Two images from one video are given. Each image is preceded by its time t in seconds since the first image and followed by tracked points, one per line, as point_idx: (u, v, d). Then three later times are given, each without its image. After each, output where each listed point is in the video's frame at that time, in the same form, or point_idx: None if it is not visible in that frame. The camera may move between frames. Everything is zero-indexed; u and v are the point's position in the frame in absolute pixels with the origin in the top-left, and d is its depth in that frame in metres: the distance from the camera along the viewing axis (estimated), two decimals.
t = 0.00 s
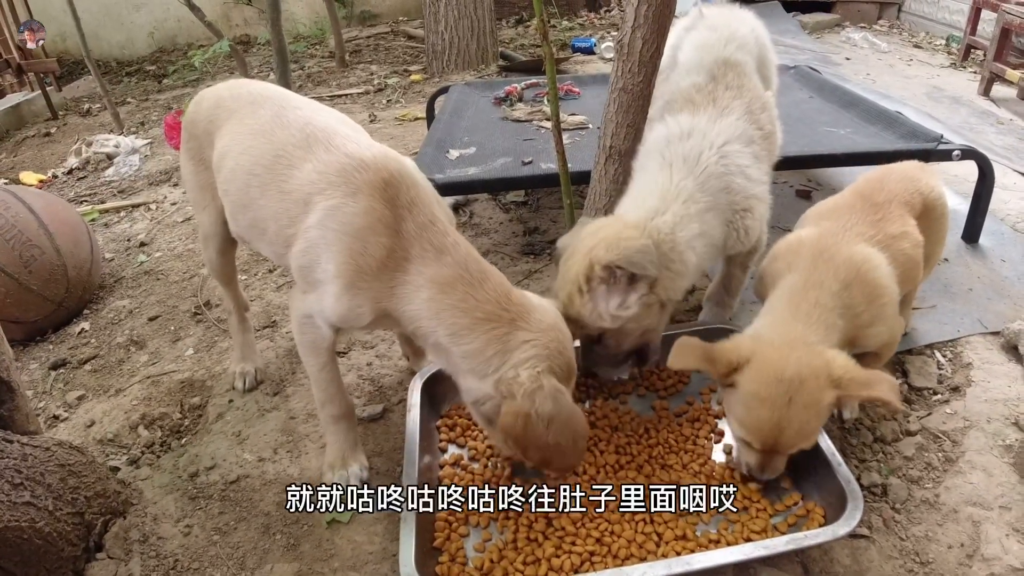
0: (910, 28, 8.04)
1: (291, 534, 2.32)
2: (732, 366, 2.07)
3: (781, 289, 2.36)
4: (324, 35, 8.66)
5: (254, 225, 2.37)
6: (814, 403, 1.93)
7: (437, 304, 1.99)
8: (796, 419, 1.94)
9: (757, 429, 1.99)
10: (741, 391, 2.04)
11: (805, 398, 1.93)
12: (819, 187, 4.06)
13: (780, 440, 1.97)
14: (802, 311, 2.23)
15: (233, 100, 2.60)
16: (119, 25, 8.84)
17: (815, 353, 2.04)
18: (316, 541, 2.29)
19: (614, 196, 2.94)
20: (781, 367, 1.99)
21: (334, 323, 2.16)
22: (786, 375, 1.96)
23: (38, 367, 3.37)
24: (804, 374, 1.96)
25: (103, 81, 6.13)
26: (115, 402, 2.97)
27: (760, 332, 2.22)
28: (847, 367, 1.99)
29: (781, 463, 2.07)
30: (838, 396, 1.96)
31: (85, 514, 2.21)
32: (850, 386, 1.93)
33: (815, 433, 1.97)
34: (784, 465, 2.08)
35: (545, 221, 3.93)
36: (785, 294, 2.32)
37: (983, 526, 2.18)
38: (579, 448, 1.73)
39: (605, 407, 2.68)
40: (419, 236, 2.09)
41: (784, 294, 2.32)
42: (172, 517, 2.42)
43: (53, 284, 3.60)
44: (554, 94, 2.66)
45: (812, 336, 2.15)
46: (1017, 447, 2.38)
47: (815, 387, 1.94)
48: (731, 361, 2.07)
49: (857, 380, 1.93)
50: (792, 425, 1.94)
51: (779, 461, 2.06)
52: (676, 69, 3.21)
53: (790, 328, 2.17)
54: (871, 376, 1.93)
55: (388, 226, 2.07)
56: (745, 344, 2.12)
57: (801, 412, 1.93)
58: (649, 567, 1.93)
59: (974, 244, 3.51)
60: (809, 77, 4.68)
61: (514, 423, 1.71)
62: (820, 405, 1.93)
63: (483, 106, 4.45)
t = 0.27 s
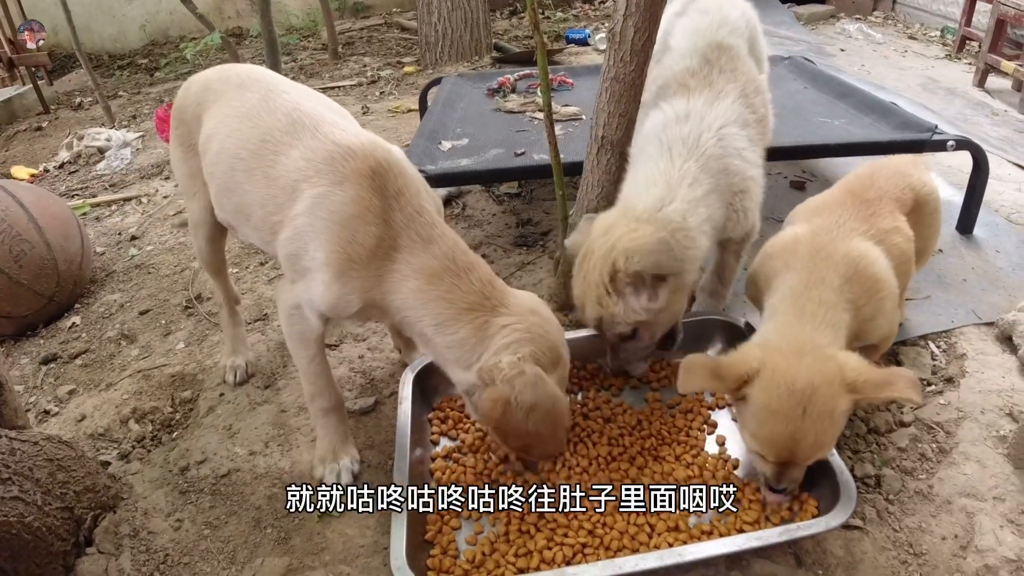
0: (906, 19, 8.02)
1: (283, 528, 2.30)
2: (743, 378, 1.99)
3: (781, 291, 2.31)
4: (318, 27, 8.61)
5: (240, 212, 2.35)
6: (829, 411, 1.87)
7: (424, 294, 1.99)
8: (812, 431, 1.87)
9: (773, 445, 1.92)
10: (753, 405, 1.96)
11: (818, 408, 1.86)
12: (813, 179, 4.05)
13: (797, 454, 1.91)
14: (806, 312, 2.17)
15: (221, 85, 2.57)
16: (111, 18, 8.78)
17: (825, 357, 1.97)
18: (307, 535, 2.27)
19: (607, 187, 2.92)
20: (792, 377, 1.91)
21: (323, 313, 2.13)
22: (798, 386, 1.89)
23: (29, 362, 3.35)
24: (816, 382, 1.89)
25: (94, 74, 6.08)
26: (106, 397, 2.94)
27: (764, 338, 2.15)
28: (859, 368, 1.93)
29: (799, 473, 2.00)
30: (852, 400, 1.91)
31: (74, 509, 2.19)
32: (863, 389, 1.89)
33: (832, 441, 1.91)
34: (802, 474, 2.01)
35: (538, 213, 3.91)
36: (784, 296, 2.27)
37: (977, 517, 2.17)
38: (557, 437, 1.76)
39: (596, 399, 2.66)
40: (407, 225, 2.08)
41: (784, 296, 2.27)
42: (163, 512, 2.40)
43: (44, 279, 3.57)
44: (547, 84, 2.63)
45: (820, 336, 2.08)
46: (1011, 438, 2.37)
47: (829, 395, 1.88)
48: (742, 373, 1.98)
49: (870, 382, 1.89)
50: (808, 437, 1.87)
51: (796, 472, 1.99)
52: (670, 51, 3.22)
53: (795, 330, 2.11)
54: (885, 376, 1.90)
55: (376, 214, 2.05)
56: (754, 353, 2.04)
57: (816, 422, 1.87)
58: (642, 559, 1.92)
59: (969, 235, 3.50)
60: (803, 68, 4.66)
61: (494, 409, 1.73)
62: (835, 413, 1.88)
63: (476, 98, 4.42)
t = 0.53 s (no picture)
0: (905, 13, 7.99)
1: (284, 525, 2.31)
2: (739, 366, 1.99)
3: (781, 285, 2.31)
4: (315, 23, 8.58)
5: (240, 208, 2.35)
6: (821, 400, 1.85)
7: (415, 292, 1.98)
8: (803, 419, 1.85)
9: (766, 432, 1.92)
10: (747, 393, 1.96)
11: (809, 398, 1.85)
12: (813, 173, 4.04)
13: (790, 443, 1.89)
14: (807, 304, 2.17)
15: (220, 83, 2.56)
16: (107, 15, 8.74)
17: (823, 348, 1.96)
18: (308, 532, 2.27)
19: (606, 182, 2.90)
20: (784, 365, 1.91)
21: (319, 310, 2.12)
22: (790, 373, 1.89)
23: (29, 360, 3.35)
24: (808, 373, 1.88)
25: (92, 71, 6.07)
26: (106, 394, 2.94)
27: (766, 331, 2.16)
28: (857, 357, 1.90)
29: (799, 467, 1.97)
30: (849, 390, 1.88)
31: (76, 507, 2.19)
32: (861, 377, 1.85)
33: (827, 432, 1.88)
34: (803, 468, 1.98)
35: (537, 208, 3.90)
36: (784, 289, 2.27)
37: (977, 510, 2.18)
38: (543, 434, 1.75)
39: (597, 395, 2.66)
40: (399, 222, 2.07)
41: (785, 290, 2.26)
42: (164, 509, 2.40)
43: (43, 277, 3.57)
44: (545, 79, 2.62)
45: (821, 328, 2.08)
46: (1011, 432, 2.37)
47: (822, 383, 1.86)
48: (739, 360, 1.99)
49: (868, 370, 1.84)
50: (800, 426, 1.86)
51: (795, 466, 1.96)
52: (671, 47, 3.22)
53: (794, 322, 2.12)
54: (884, 362, 1.84)
55: (368, 211, 2.05)
56: (753, 343, 2.04)
57: (808, 410, 1.85)
58: (643, 554, 1.92)
59: (968, 229, 3.50)
60: (801, 62, 4.65)
61: (479, 408, 1.73)
62: (828, 403, 1.85)
63: (475, 93, 4.41)
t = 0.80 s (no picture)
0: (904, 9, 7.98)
1: (283, 524, 2.30)
2: (742, 389, 1.96)
3: (801, 309, 2.24)
4: (313, 21, 8.56)
5: (237, 204, 2.33)
6: (823, 435, 1.81)
7: (412, 289, 1.99)
8: (803, 452, 1.82)
9: (762, 459, 1.90)
10: (747, 417, 1.93)
11: (810, 431, 1.81)
12: (812, 169, 4.03)
13: (785, 474, 1.87)
14: (826, 332, 2.11)
15: (217, 78, 2.55)
16: (105, 13, 8.73)
17: (833, 379, 1.90)
18: (307, 530, 2.27)
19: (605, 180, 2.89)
20: (788, 395, 1.87)
21: (316, 307, 2.11)
22: (793, 406, 1.84)
23: (27, 359, 3.34)
24: (814, 404, 1.83)
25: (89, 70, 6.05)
26: (105, 394, 2.94)
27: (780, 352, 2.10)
28: (868, 395, 1.84)
29: (795, 493, 1.94)
30: (853, 427, 1.83)
31: (74, 506, 2.19)
32: (867, 418, 1.80)
33: (828, 467, 1.84)
34: (798, 495, 1.95)
35: (536, 206, 3.90)
36: (806, 314, 2.20)
37: (977, 508, 2.17)
38: (530, 436, 1.75)
39: (596, 392, 2.66)
40: (396, 218, 2.06)
41: (803, 311, 2.21)
42: (163, 508, 2.39)
43: (42, 276, 3.56)
44: (543, 76, 2.62)
45: (838, 361, 2.03)
46: (1011, 429, 2.37)
47: (824, 418, 1.82)
48: (741, 384, 1.96)
49: (877, 412, 1.78)
50: (798, 458, 1.83)
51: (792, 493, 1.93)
52: (668, 43, 3.21)
53: (813, 350, 2.06)
54: (895, 408, 1.76)
55: (365, 206, 2.04)
56: (762, 364, 2.00)
57: (808, 443, 1.82)
58: (643, 552, 1.91)
59: (968, 226, 3.49)
60: (801, 59, 4.64)
61: (463, 403, 1.74)
62: (830, 439, 1.82)
63: (473, 90, 4.39)
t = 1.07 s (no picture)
0: (903, 8, 7.98)
1: (282, 523, 2.30)
2: (751, 383, 1.96)
3: (803, 311, 2.24)
4: (313, 20, 8.56)
5: (237, 203, 2.33)
6: (819, 429, 1.80)
7: (413, 288, 1.98)
8: (800, 447, 1.82)
9: (763, 456, 1.90)
10: (751, 412, 1.94)
11: (807, 425, 1.81)
12: (811, 169, 4.03)
13: (785, 471, 1.86)
14: (828, 331, 2.12)
15: (217, 79, 2.55)
16: (104, 12, 8.72)
17: (830, 375, 1.90)
18: (306, 530, 2.27)
19: (604, 179, 2.89)
20: (788, 389, 1.87)
21: (317, 306, 2.11)
22: (791, 400, 1.84)
23: (26, 359, 3.34)
24: (810, 398, 1.83)
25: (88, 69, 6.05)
26: (104, 393, 2.93)
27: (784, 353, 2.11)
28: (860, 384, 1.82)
29: (802, 497, 1.95)
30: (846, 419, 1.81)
31: (73, 506, 2.19)
32: (856, 400, 1.78)
33: (826, 463, 1.83)
34: (806, 498, 1.95)
35: (535, 205, 3.90)
36: (808, 316, 2.20)
37: (976, 507, 2.17)
38: (541, 426, 1.75)
39: (596, 392, 2.66)
40: (397, 218, 2.06)
41: (806, 314, 2.22)
42: (162, 507, 2.39)
43: (41, 276, 3.56)
44: (542, 75, 2.61)
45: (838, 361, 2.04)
46: (1010, 428, 2.37)
47: (821, 413, 1.81)
48: (751, 376, 1.95)
49: (863, 393, 1.77)
50: (795, 453, 1.83)
51: (797, 495, 1.94)
52: (667, 41, 3.21)
53: (813, 351, 2.06)
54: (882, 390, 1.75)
55: (366, 206, 2.04)
56: (765, 360, 2.00)
57: (803, 436, 1.81)
58: (642, 551, 1.91)
59: (967, 225, 3.49)
60: (800, 58, 4.64)
61: (466, 398, 1.73)
62: (826, 434, 1.80)
63: (472, 90, 4.39)
